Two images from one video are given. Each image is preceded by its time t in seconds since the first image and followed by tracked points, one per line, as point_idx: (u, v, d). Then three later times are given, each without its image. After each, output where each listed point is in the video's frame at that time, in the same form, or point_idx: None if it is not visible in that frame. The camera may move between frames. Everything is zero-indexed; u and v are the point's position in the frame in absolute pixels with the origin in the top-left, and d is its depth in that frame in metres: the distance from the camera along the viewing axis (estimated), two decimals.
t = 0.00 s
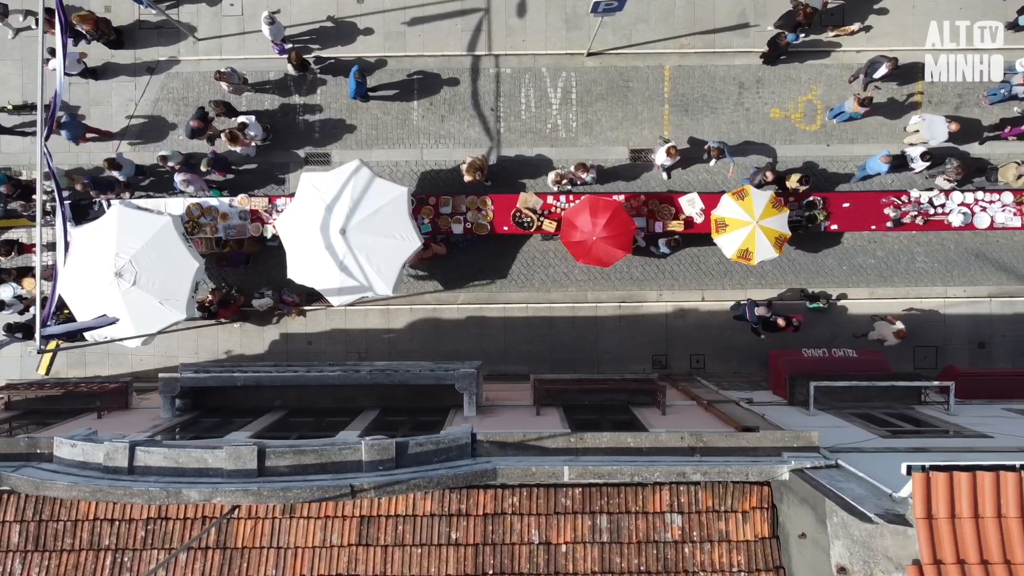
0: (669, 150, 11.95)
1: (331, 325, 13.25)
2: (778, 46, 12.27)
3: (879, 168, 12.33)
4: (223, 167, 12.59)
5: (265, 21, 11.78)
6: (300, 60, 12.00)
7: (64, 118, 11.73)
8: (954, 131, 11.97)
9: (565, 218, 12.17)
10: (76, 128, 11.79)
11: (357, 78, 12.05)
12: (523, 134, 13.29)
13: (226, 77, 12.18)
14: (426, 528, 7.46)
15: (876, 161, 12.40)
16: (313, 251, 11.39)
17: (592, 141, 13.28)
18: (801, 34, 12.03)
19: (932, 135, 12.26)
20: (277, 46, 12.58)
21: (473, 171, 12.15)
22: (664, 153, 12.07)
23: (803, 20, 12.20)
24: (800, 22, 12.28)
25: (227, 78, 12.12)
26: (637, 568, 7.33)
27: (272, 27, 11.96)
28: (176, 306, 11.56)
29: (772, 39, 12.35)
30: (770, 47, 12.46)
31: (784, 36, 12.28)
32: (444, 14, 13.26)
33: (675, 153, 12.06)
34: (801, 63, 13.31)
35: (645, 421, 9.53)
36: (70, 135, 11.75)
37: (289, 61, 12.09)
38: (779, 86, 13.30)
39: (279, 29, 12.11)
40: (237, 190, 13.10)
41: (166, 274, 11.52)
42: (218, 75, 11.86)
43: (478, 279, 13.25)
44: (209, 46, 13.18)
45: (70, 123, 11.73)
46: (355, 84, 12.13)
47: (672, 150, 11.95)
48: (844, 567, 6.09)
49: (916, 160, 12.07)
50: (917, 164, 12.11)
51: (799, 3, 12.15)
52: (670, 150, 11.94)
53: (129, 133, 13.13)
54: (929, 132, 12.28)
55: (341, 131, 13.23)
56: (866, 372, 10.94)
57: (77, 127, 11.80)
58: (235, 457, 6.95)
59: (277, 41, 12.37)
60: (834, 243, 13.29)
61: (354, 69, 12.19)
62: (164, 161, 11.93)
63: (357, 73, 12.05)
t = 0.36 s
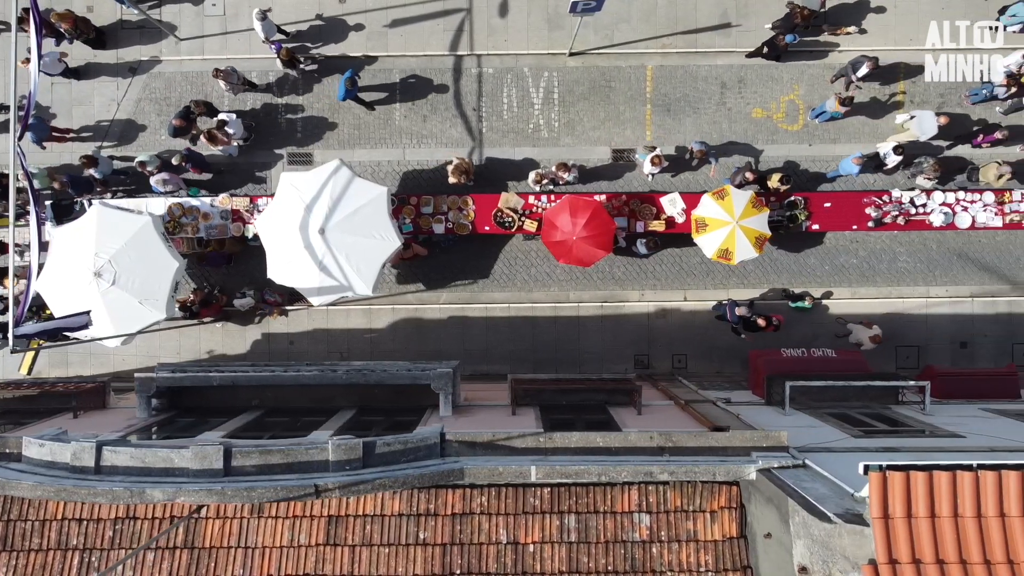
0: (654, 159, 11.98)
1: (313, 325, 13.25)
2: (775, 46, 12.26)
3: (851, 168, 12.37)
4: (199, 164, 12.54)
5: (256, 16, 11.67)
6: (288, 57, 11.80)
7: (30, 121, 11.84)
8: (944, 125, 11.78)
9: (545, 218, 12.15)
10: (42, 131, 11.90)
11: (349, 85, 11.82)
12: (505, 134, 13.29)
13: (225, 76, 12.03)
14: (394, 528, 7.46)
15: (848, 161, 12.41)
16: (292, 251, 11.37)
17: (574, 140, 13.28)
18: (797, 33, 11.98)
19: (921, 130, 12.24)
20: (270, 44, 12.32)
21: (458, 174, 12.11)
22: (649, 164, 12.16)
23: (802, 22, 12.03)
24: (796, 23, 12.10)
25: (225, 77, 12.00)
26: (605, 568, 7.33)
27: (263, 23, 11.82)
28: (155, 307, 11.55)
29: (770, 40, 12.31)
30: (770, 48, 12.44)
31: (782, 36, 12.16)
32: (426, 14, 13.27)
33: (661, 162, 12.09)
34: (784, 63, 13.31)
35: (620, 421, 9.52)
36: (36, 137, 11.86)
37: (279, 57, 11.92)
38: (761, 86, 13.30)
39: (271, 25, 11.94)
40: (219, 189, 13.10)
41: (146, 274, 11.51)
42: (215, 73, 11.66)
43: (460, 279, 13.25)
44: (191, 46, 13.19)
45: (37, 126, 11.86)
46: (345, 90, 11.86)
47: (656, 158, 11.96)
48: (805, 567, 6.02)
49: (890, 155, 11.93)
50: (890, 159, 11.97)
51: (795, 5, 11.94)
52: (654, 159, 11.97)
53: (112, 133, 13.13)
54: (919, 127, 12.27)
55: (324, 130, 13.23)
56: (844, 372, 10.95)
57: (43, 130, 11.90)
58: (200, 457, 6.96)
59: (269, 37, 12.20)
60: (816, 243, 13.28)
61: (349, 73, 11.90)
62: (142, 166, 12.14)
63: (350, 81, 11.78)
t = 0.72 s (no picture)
0: (637, 163, 12.04)
1: (295, 325, 13.26)
2: (773, 43, 12.31)
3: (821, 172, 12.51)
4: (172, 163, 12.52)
5: (249, 9, 11.61)
6: (277, 52, 11.90)
7: None
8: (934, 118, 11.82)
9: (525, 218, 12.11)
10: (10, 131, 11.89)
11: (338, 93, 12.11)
12: (487, 134, 13.28)
13: (224, 76, 11.87)
14: (362, 528, 7.46)
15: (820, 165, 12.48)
16: (271, 251, 11.36)
17: (556, 140, 13.27)
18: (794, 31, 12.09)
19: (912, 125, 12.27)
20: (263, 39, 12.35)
21: (441, 175, 12.08)
22: (636, 168, 12.17)
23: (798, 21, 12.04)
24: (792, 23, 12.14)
25: (224, 77, 11.81)
26: (573, 567, 7.33)
27: (257, 17, 11.78)
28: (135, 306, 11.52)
29: (766, 38, 12.37)
30: (765, 46, 12.50)
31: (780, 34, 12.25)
32: (408, 15, 13.27)
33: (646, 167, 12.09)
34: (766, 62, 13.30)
35: (595, 421, 9.52)
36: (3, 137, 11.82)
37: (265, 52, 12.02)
38: (743, 85, 13.29)
39: (264, 18, 11.89)
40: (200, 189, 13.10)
41: (125, 273, 11.49)
42: (217, 73, 11.54)
43: (442, 279, 13.24)
44: (173, 46, 13.18)
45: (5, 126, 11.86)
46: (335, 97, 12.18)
47: (643, 163, 11.97)
48: (765, 567, 6.05)
49: (864, 149, 11.91)
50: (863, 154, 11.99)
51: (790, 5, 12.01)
52: (641, 164, 11.98)
53: (94, 133, 13.14)
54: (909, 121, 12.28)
55: (306, 130, 13.23)
56: (822, 372, 10.95)
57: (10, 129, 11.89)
58: (166, 457, 6.95)
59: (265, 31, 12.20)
60: (798, 243, 13.27)
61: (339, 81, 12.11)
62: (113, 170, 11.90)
63: (338, 89, 12.07)
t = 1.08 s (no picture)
0: (625, 163, 12.01)
1: (277, 324, 13.27)
2: (769, 35, 12.26)
3: (797, 172, 12.51)
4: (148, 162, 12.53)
5: (244, 6, 11.83)
6: (269, 53, 11.80)
7: None
8: (923, 121, 11.79)
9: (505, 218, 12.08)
10: None
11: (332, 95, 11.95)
12: (469, 134, 13.28)
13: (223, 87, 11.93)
14: (329, 527, 7.46)
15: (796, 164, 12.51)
16: (250, 251, 11.34)
17: (538, 140, 13.27)
18: (791, 25, 11.98)
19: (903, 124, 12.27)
20: (259, 34, 12.58)
21: (423, 172, 12.07)
22: (620, 167, 12.18)
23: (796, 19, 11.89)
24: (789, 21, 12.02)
25: (224, 89, 11.90)
26: (539, 567, 7.33)
27: (252, 13, 11.96)
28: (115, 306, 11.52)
29: (764, 29, 12.31)
30: (761, 37, 12.47)
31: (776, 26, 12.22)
32: (390, 15, 13.27)
33: (631, 166, 12.10)
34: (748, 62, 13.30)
35: (571, 421, 9.52)
36: None
37: (258, 52, 11.95)
38: (725, 85, 13.29)
39: (259, 15, 12.11)
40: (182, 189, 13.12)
41: (105, 273, 11.49)
42: (217, 85, 11.64)
43: (424, 279, 13.25)
44: (155, 46, 13.18)
45: None
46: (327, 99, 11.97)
47: (626, 163, 11.96)
48: (725, 566, 6.06)
49: (835, 146, 11.86)
50: (834, 152, 11.95)
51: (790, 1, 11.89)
52: (625, 163, 12.00)
53: (76, 132, 13.15)
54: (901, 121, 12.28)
55: (288, 130, 13.23)
56: (801, 372, 10.95)
57: None
58: (132, 456, 6.94)
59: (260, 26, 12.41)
60: (780, 243, 13.27)
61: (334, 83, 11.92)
62: (94, 173, 11.90)
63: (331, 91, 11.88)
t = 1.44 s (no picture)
0: (609, 163, 11.82)
1: (258, 324, 13.28)
2: (763, 32, 12.47)
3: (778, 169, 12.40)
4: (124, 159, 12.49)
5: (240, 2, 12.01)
6: (260, 53, 11.89)
7: None
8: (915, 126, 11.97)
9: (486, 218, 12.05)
10: None
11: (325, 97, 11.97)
12: (451, 134, 13.28)
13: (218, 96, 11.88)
14: (296, 527, 7.46)
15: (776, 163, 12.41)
16: (229, 251, 11.33)
17: (520, 140, 13.27)
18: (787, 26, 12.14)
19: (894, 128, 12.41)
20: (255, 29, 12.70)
21: (402, 168, 11.99)
22: (603, 166, 12.07)
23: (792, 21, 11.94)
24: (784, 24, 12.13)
25: (218, 98, 11.83)
26: (506, 567, 7.34)
27: (247, 9, 12.07)
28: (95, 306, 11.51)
29: (759, 27, 12.52)
30: (755, 35, 12.65)
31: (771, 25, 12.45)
32: (372, 15, 13.27)
33: (614, 165, 11.92)
34: (730, 62, 13.30)
35: (546, 421, 9.52)
36: None
37: (250, 50, 12.04)
38: (707, 85, 13.28)
39: (255, 11, 12.23)
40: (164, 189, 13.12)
41: (86, 273, 11.48)
42: (212, 95, 11.67)
43: (406, 279, 13.24)
44: (137, 46, 13.18)
45: None
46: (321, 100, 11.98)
47: (609, 163, 11.82)
48: (686, 567, 6.07)
49: (806, 143, 11.99)
50: (805, 150, 12.11)
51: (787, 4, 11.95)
52: (610, 162, 11.80)
53: (58, 132, 13.16)
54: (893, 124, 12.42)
55: (270, 131, 13.23)
56: (779, 372, 10.95)
57: None
58: (98, 456, 6.95)
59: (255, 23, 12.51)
60: (762, 243, 13.26)
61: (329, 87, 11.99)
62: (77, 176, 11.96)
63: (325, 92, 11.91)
